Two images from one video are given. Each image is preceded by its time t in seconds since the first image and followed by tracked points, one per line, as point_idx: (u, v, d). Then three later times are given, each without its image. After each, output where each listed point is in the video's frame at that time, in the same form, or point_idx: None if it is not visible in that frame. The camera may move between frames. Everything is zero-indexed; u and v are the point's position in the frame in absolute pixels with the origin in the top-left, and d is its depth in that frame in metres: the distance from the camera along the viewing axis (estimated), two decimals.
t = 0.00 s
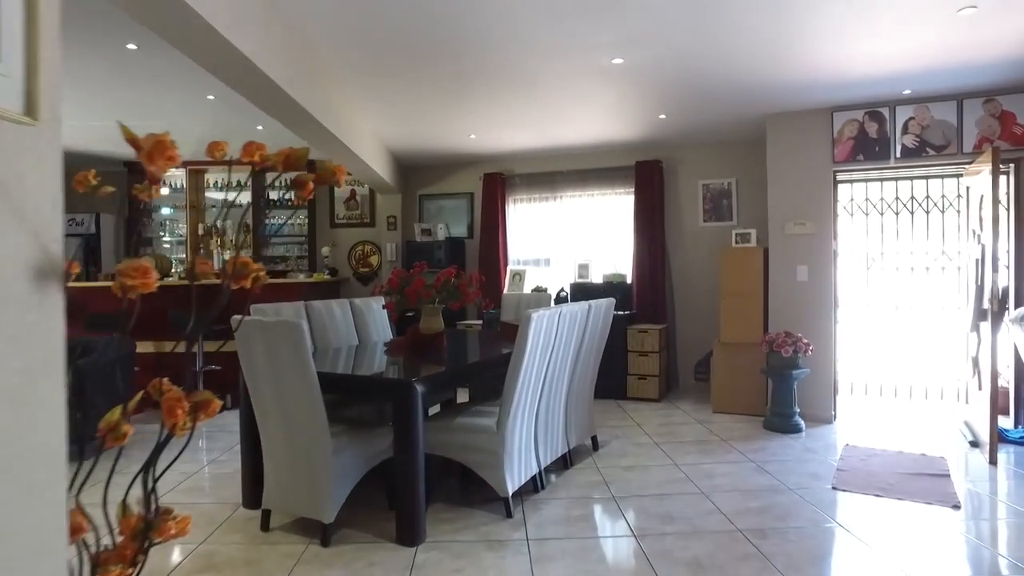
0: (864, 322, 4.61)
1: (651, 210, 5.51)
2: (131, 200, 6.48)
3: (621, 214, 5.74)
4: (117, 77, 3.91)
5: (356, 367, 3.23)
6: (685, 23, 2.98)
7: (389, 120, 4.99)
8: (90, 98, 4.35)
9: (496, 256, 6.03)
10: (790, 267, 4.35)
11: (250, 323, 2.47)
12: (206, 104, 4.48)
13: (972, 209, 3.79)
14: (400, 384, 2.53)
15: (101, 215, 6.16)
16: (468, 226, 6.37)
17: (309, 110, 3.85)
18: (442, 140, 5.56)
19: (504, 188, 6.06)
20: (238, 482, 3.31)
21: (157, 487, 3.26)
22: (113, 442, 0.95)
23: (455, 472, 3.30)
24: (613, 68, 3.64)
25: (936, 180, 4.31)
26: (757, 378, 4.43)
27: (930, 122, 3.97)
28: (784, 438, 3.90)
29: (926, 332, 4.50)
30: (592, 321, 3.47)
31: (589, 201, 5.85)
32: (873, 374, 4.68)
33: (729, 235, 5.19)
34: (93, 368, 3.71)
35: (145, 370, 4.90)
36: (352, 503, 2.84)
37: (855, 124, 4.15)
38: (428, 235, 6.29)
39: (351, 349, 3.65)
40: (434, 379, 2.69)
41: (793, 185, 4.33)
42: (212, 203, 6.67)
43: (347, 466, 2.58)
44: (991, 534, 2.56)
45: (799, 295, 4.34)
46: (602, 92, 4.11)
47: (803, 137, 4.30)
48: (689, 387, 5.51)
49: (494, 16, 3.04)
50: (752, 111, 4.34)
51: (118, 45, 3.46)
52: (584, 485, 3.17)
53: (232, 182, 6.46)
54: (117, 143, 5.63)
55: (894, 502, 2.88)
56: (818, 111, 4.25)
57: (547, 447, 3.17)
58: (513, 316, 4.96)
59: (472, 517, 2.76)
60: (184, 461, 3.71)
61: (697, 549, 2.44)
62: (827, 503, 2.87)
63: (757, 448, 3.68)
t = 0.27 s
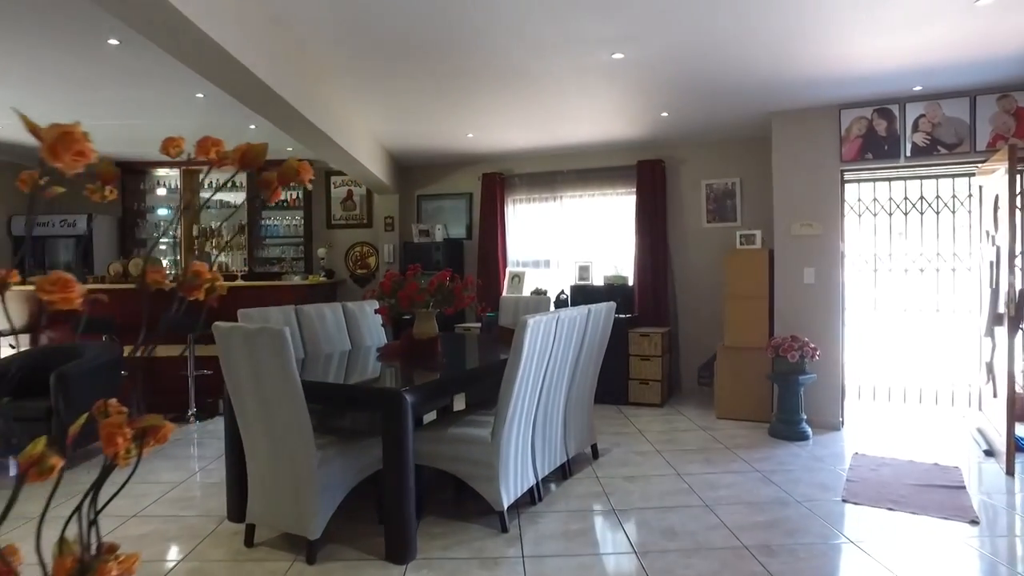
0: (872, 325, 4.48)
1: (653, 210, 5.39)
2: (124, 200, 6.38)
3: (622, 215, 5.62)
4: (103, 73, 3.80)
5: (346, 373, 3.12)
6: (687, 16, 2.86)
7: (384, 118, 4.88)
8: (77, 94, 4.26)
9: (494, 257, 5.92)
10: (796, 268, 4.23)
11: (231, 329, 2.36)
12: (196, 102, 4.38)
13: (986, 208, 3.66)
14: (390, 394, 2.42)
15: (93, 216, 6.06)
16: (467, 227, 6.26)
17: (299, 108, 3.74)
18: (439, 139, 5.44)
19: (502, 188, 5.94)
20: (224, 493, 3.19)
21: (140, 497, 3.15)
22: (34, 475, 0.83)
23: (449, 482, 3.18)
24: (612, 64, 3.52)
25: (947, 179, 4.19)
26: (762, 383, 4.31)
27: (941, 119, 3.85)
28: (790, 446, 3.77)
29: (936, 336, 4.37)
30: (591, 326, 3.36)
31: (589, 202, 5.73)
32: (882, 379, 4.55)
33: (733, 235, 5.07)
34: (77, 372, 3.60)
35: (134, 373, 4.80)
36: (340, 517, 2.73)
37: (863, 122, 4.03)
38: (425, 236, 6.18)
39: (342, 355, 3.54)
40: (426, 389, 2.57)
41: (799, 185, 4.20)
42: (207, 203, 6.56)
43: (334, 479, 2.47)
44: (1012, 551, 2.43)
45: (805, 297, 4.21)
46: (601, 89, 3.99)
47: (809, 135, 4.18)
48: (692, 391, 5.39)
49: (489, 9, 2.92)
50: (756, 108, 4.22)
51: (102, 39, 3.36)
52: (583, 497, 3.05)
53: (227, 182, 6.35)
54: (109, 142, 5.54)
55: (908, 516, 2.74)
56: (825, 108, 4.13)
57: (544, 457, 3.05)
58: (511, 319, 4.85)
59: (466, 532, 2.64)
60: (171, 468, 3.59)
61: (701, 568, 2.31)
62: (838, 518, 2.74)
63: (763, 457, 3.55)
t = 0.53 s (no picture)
0: (886, 327, 4.34)
1: (659, 209, 5.26)
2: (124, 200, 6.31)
3: (628, 213, 5.49)
4: (95, 69, 3.71)
5: (342, 377, 3.02)
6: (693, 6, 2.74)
7: (384, 115, 4.77)
8: (70, 92, 4.18)
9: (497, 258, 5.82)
10: (807, 268, 4.10)
11: (216, 332, 2.25)
12: (191, 99, 4.29)
13: (1006, 205, 3.52)
14: (384, 399, 2.31)
15: (92, 216, 5.97)
16: (470, 226, 6.14)
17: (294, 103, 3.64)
18: (441, 137, 5.34)
19: (506, 186, 5.83)
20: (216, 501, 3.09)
21: (130, 504, 3.06)
22: None
23: (448, 490, 3.07)
24: (617, 56, 3.40)
25: (965, 176, 4.04)
26: (773, 386, 4.18)
27: (959, 113, 3.71)
28: (802, 452, 3.64)
29: (953, 337, 4.22)
30: (596, 328, 3.24)
31: (595, 200, 5.61)
32: (896, 382, 4.41)
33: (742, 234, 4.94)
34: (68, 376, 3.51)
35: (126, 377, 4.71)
36: (332, 527, 2.62)
37: (877, 116, 3.89)
38: (428, 235, 6.07)
39: (339, 357, 3.44)
40: (421, 394, 2.47)
41: (811, 182, 4.07)
42: (207, 203, 6.47)
43: (325, 489, 2.36)
44: None
45: (817, 298, 4.08)
46: (606, 83, 3.88)
47: (820, 131, 4.05)
48: (700, 394, 5.26)
49: None
50: (765, 103, 4.10)
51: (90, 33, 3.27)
52: (587, 506, 2.93)
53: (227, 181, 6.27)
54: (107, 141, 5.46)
55: (929, 528, 2.61)
56: (837, 103, 4.00)
57: (546, 464, 2.93)
58: (513, 320, 4.73)
59: (463, 544, 2.52)
60: (164, 474, 3.50)
61: None
62: (853, 530, 2.61)
63: (774, 464, 3.42)
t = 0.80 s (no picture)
0: (908, 328, 4.18)
1: (671, 207, 5.13)
2: (128, 200, 6.25)
3: (639, 212, 5.36)
4: (91, 68, 3.63)
5: (344, 380, 2.91)
6: None
7: (388, 112, 4.67)
8: (67, 91, 4.11)
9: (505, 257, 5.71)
10: (825, 267, 3.95)
11: (207, 335, 2.16)
12: (191, 97, 4.20)
13: None
14: (381, 406, 2.20)
15: (96, 216, 5.91)
16: (477, 225, 6.03)
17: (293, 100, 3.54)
18: (447, 134, 5.22)
19: (514, 185, 5.72)
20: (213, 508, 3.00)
21: (124, 512, 2.97)
22: None
23: (451, 498, 2.96)
24: (627, 47, 3.27)
25: (991, 171, 3.87)
26: (790, 390, 4.03)
27: (987, 105, 3.57)
28: (821, 459, 3.49)
29: (978, 339, 4.05)
30: (606, 329, 3.11)
31: (604, 199, 5.48)
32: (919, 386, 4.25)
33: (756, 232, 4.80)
34: (64, 379, 3.43)
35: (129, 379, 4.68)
36: (330, 539, 2.51)
37: (899, 109, 3.74)
38: (435, 235, 5.97)
39: (341, 360, 3.33)
40: (422, 400, 2.36)
41: (829, 178, 3.92)
42: (212, 202, 6.40)
43: (320, 500, 2.25)
44: None
45: (835, 299, 3.93)
46: (616, 76, 3.75)
47: (838, 125, 3.90)
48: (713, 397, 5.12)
49: None
50: (781, 97, 3.96)
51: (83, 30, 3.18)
52: (596, 516, 2.81)
53: (232, 180, 6.19)
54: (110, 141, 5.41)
55: (958, 543, 2.46)
56: (856, 96, 3.85)
57: (553, 471, 2.81)
58: (521, 322, 4.61)
59: (465, 557, 2.40)
60: (161, 480, 3.42)
61: None
62: (879, 544, 2.46)
63: (791, 471, 3.28)
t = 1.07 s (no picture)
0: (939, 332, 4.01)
1: (689, 207, 4.99)
2: (141, 201, 6.22)
3: (656, 212, 5.22)
4: (97, 68, 3.58)
5: (354, 385, 2.82)
6: None
7: (400, 110, 4.58)
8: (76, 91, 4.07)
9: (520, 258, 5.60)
10: (850, 269, 3.79)
11: (207, 341, 2.07)
12: (199, 96, 4.14)
13: None
14: (386, 416, 2.10)
15: (108, 217, 5.88)
16: (491, 226, 5.93)
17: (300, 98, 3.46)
18: (460, 133, 5.13)
19: (528, 184, 5.61)
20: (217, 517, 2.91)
21: (127, 520, 2.90)
22: None
23: (463, 509, 2.86)
24: (645, 40, 3.15)
25: None
26: (814, 395, 3.88)
27: None
28: (848, 469, 3.34)
29: (1014, 344, 3.87)
30: (624, 333, 2.99)
31: (621, 198, 5.35)
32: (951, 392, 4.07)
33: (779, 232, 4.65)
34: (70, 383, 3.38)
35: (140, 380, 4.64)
36: (335, 552, 2.41)
37: (930, 103, 3.59)
38: (448, 236, 5.87)
39: (350, 364, 3.25)
40: (431, 409, 2.26)
41: (855, 176, 3.77)
42: (224, 203, 6.35)
43: (324, 513, 2.15)
44: None
45: (862, 301, 3.77)
46: (633, 71, 3.63)
47: (864, 121, 3.75)
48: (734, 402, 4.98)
49: None
50: (805, 92, 3.81)
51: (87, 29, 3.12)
52: (612, 530, 2.69)
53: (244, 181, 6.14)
54: (121, 142, 5.38)
55: (999, 563, 2.30)
56: (884, 90, 3.70)
57: (567, 483, 2.69)
58: (535, 325, 4.50)
59: (475, 573, 2.29)
60: (168, 486, 3.35)
61: None
62: (914, 563, 2.31)
63: (817, 482, 3.14)
